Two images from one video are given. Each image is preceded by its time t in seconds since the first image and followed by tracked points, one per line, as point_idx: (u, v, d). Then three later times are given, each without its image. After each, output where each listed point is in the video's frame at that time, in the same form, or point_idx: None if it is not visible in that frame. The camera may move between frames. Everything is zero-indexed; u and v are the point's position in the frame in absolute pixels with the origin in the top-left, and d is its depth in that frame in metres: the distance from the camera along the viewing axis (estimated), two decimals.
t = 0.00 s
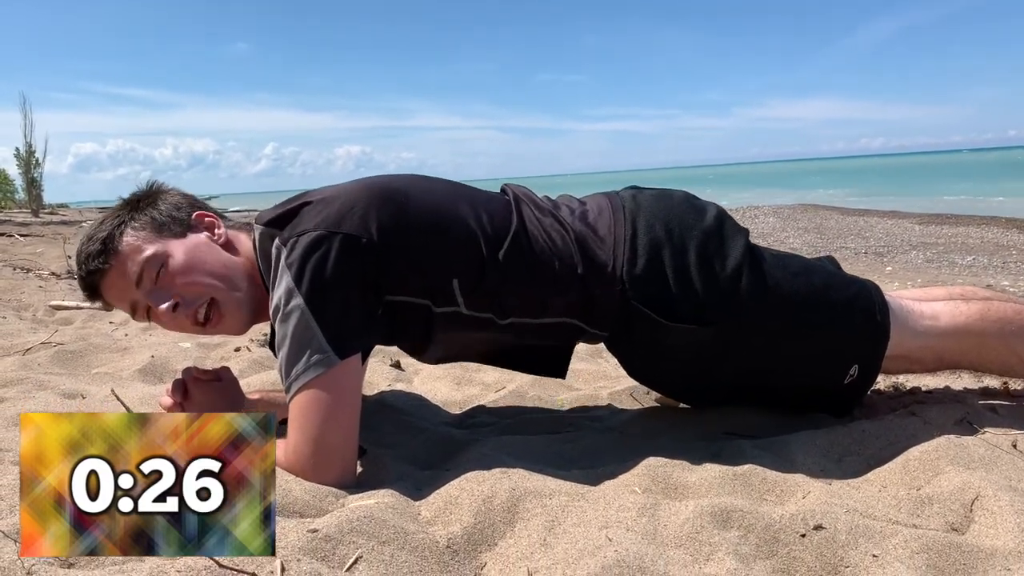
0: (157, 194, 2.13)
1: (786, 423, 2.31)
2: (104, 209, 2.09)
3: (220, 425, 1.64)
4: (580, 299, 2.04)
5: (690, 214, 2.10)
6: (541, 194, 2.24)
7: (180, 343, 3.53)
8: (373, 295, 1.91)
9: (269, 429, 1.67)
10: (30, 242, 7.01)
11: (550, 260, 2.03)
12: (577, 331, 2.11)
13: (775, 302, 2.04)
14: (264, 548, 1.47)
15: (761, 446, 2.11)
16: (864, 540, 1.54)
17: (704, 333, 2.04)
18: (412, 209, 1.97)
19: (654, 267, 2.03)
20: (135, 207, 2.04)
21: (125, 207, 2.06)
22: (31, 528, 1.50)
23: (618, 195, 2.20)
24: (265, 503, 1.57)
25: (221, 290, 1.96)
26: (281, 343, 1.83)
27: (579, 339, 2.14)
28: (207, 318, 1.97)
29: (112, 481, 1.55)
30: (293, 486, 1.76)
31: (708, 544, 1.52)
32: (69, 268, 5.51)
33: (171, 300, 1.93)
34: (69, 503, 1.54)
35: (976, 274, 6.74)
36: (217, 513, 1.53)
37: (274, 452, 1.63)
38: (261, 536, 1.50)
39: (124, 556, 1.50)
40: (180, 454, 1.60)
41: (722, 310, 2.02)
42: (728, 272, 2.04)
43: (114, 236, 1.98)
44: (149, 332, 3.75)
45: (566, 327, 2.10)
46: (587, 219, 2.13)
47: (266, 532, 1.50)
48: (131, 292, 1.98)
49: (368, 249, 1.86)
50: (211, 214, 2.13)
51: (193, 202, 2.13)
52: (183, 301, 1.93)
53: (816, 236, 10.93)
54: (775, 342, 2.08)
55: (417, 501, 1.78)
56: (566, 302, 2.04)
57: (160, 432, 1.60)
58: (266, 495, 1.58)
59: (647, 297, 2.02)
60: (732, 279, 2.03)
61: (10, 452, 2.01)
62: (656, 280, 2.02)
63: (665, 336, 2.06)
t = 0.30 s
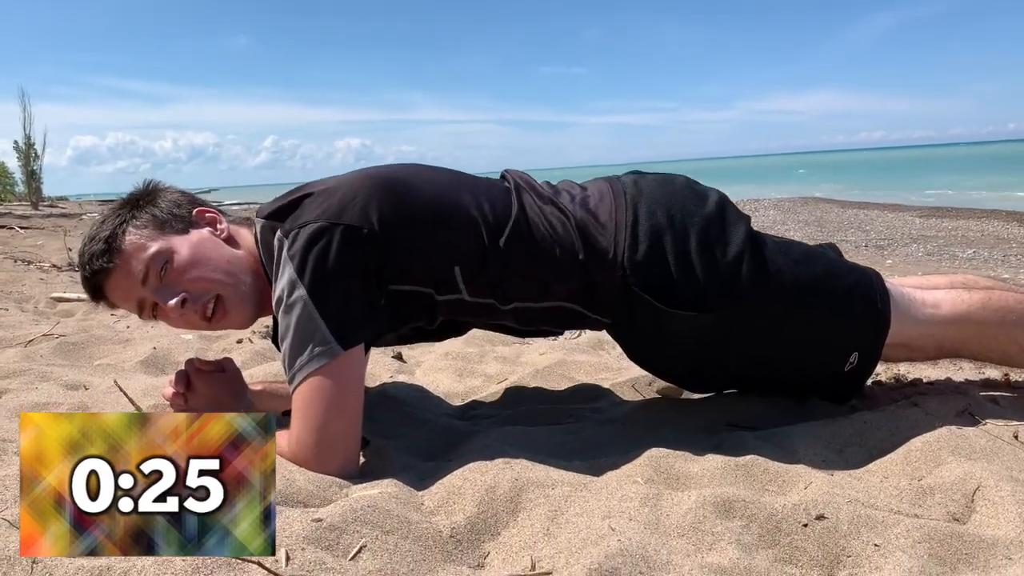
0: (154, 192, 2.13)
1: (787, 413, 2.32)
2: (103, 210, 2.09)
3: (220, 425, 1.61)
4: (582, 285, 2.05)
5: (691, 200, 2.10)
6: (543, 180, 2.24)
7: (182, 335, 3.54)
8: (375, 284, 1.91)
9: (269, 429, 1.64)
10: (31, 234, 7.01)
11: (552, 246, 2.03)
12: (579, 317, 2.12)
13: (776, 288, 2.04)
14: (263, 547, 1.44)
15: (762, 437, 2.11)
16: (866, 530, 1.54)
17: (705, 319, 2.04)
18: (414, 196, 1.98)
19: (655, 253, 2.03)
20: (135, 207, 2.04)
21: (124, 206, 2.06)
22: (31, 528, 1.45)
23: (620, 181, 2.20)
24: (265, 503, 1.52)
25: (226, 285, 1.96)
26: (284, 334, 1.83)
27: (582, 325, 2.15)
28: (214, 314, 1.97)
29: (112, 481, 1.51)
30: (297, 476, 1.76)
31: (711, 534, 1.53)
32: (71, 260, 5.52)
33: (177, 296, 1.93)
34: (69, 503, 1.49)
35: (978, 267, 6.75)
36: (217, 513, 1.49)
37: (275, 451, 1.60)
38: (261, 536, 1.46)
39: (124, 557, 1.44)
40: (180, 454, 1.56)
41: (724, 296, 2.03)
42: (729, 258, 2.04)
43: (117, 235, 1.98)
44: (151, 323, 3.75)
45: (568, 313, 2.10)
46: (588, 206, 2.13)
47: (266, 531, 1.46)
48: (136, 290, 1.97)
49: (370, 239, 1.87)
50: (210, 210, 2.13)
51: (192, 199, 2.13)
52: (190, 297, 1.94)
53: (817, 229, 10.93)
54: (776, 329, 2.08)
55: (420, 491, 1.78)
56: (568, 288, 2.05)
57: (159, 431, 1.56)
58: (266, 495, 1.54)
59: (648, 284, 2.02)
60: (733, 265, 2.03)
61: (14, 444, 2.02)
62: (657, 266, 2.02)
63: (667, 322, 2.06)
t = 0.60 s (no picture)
0: (155, 184, 2.13)
1: (791, 402, 2.32)
2: (105, 203, 2.09)
3: (220, 425, 1.57)
4: (587, 274, 2.05)
5: (696, 189, 2.10)
6: (547, 170, 2.24)
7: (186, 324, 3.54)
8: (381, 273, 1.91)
9: (270, 429, 1.60)
10: (33, 226, 7.01)
11: (557, 235, 2.03)
12: (585, 307, 2.12)
13: (782, 276, 2.05)
14: (264, 548, 1.41)
15: (767, 425, 2.12)
16: (872, 516, 1.55)
17: (710, 308, 2.04)
18: (419, 186, 1.98)
19: (660, 241, 2.03)
20: (136, 200, 2.04)
21: (126, 199, 2.06)
22: (31, 528, 1.42)
23: (625, 171, 2.19)
24: (265, 504, 1.49)
25: (229, 278, 1.96)
26: (290, 324, 1.83)
27: (587, 314, 2.15)
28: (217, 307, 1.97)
29: (112, 481, 1.48)
30: (303, 464, 1.77)
31: (717, 520, 1.54)
32: (73, 251, 5.53)
33: (180, 291, 1.93)
34: (69, 502, 1.47)
35: (979, 256, 6.75)
36: (217, 513, 1.46)
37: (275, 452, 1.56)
38: (260, 536, 1.43)
39: (124, 557, 1.42)
40: (180, 454, 1.54)
41: (729, 284, 2.03)
42: (734, 247, 2.04)
43: (118, 229, 1.98)
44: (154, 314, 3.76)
45: (573, 302, 2.10)
46: (593, 195, 2.13)
47: (266, 532, 1.43)
48: (139, 285, 1.98)
49: (376, 228, 1.87)
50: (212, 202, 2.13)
51: (193, 191, 2.13)
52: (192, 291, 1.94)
53: (819, 220, 10.93)
54: (781, 317, 2.08)
55: (426, 479, 1.79)
56: (573, 277, 2.05)
57: (159, 432, 1.54)
58: (266, 495, 1.51)
59: (654, 272, 2.02)
60: (739, 254, 2.03)
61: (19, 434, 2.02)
62: (663, 255, 2.02)
63: (672, 311, 2.06)
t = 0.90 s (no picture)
0: (154, 186, 2.12)
1: (794, 394, 2.32)
2: (105, 206, 2.08)
3: (219, 425, 1.59)
4: (592, 263, 2.05)
5: (700, 177, 2.10)
6: (550, 161, 2.23)
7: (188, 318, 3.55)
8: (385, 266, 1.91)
9: (269, 430, 1.63)
10: (35, 221, 7.01)
11: (562, 224, 2.03)
12: (589, 297, 2.11)
13: (786, 264, 2.05)
14: (264, 547, 1.39)
15: (769, 418, 2.12)
16: (874, 508, 1.55)
17: (715, 297, 2.04)
18: (422, 178, 1.98)
19: (665, 230, 2.03)
20: (135, 202, 2.04)
21: (125, 201, 2.06)
22: (31, 528, 1.40)
23: (628, 160, 2.19)
24: (265, 503, 1.49)
25: (231, 275, 1.96)
26: (293, 318, 1.83)
27: (591, 305, 2.14)
28: (221, 306, 1.97)
29: (112, 480, 1.48)
30: (306, 457, 1.77)
31: (720, 513, 1.54)
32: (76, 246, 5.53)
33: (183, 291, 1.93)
34: (69, 502, 1.46)
35: (982, 249, 6.74)
36: (217, 513, 1.46)
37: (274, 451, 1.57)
38: (261, 536, 1.41)
39: (124, 557, 1.39)
40: (180, 454, 1.55)
41: (734, 273, 2.02)
42: (738, 235, 2.04)
43: (119, 232, 1.97)
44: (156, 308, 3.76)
45: (578, 293, 2.10)
46: (597, 184, 2.13)
47: (267, 531, 1.42)
48: (141, 286, 1.97)
49: (379, 221, 1.87)
50: (212, 200, 2.13)
51: (192, 191, 2.13)
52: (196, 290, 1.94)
53: (821, 212, 10.91)
54: (785, 306, 2.08)
55: (428, 472, 1.79)
56: (577, 267, 2.05)
57: (159, 432, 1.55)
58: (266, 495, 1.51)
59: (658, 260, 2.02)
60: (743, 242, 2.03)
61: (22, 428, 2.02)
62: (667, 243, 2.02)
63: (677, 300, 2.06)
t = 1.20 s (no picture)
0: (150, 186, 2.11)
1: (792, 392, 2.32)
2: (101, 207, 2.07)
3: (220, 425, 1.55)
4: (591, 260, 2.04)
5: (699, 173, 2.09)
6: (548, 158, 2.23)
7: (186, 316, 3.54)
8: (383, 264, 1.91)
9: (270, 428, 1.58)
10: (34, 218, 7.01)
11: (560, 221, 2.03)
12: (588, 293, 2.11)
13: (785, 261, 2.05)
14: (264, 548, 1.39)
15: (767, 416, 2.12)
16: (871, 507, 1.55)
17: (713, 294, 2.04)
18: (419, 175, 1.98)
19: (663, 226, 2.03)
20: (132, 202, 2.03)
21: (122, 202, 2.05)
22: (31, 528, 1.42)
23: (626, 156, 2.19)
24: (266, 503, 1.46)
25: (230, 275, 1.96)
26: (290, 316, 1.83)
27: (590, 302, 2.14)
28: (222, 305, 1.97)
29: (112, 481, 1.46)
30: (304, 456, 1.77)
31: (718, 512, 1.54)
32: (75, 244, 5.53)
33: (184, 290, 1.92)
34: (69, 502, 1.45)
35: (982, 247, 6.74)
36: (217, 513, 1.44)
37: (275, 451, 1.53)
38: (261, 536, 1.40)
39: (124, 557, 1.41)
40: (180, 454, 1.51)
41: (732, 270, 2.02)
42: (737, 231, 2.03)
43: (117, 233, 1.97)
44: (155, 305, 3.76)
45: (577, 290, 2.10)
46: (595, 180, 2.13)
47: (267, 532, 1.41)
48: (141, 286, 1.97)
49: (376, 219, 1.87)
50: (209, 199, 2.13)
51: (189, 190, 2.12)
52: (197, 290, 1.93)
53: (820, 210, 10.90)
54: (783, 304, 2.08)
55: (426, 470, 1.79)
56: (576, 264, 2.04)
57: (160, 432, 1.52)
58: (267, 495, 1.48)
59: (656, 257, 2.02)
60: (741, 238, 2.03)
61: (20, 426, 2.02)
62: (665, 240, 2.02)
63: (675, 297, 2.06)
